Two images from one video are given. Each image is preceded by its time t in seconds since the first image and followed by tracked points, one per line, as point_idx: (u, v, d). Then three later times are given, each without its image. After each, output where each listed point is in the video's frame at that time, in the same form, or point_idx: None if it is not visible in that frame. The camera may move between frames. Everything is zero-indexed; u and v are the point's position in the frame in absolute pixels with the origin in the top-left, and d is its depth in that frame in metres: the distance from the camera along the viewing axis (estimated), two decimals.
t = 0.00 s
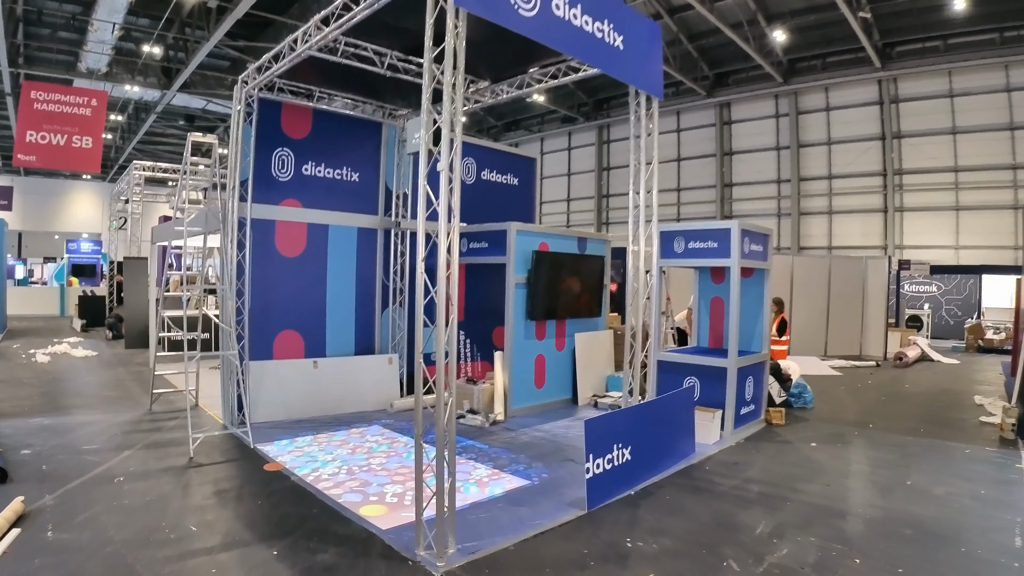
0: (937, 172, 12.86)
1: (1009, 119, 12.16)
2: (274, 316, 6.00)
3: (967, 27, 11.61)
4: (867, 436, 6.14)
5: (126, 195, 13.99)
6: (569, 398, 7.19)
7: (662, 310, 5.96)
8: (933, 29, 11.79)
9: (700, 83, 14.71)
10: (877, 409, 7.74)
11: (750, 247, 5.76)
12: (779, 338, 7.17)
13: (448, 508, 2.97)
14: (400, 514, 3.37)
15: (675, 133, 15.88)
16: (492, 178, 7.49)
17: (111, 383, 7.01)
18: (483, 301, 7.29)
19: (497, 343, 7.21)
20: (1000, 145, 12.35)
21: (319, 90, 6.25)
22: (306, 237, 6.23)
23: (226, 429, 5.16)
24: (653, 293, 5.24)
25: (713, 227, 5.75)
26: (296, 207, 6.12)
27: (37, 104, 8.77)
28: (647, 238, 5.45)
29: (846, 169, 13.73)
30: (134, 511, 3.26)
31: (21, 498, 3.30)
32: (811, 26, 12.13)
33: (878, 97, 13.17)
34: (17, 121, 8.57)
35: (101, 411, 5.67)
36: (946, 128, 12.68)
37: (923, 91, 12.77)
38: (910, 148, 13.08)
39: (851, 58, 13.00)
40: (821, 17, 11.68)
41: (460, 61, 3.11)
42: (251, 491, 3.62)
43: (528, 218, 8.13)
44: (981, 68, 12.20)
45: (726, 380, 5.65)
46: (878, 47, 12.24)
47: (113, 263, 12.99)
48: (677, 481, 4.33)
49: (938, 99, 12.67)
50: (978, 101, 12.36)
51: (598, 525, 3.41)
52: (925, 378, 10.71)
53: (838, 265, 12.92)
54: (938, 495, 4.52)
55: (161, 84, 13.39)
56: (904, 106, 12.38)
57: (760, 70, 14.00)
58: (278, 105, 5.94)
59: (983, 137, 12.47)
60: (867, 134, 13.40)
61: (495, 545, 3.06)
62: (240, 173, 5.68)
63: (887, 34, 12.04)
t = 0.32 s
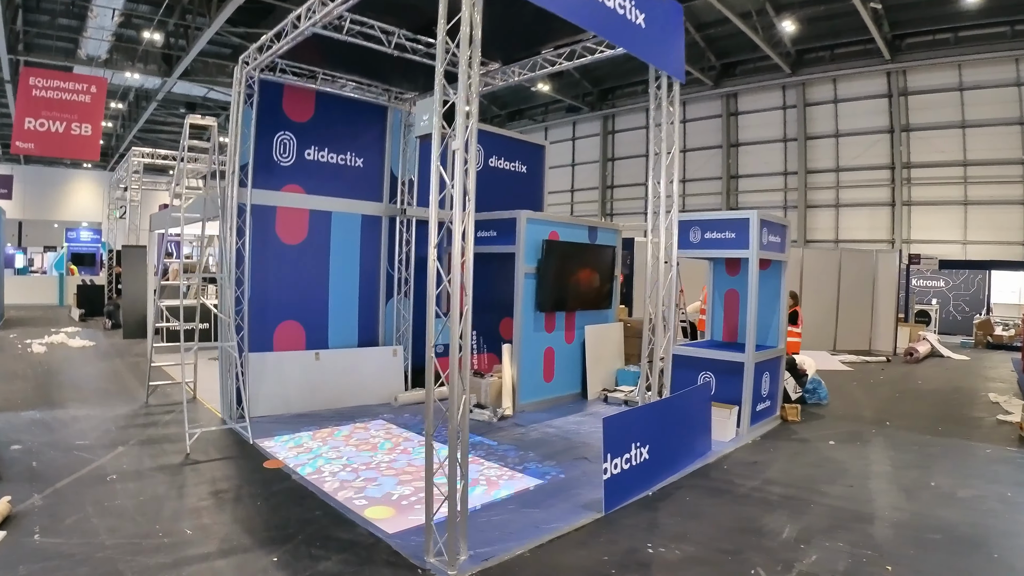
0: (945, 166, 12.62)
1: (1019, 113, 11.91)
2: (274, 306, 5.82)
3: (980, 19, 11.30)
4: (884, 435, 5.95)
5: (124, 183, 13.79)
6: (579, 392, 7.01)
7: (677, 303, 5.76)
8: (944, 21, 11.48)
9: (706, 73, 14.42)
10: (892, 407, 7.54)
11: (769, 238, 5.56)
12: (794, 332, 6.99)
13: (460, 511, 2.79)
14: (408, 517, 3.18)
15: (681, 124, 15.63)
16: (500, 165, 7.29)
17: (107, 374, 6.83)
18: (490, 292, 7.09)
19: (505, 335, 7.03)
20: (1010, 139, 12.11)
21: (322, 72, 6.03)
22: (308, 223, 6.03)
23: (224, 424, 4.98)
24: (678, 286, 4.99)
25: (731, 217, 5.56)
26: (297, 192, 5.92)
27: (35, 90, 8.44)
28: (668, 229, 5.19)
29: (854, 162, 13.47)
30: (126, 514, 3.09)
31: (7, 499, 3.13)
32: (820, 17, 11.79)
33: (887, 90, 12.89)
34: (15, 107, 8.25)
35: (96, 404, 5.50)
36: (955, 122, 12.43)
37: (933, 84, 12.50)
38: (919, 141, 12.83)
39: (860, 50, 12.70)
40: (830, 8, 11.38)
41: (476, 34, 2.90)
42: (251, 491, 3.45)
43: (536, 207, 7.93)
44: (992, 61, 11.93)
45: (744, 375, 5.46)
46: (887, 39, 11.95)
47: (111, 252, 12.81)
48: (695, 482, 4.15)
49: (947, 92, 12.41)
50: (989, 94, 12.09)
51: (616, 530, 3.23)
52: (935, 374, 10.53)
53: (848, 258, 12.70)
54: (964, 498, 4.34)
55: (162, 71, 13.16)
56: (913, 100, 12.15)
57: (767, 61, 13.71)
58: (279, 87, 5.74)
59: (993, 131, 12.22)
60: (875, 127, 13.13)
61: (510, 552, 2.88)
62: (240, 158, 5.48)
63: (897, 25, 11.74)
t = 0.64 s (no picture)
0: (948, 161, 12.44)
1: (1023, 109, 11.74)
2: (270, 293, 5.64)
3: (987, 13, 11.08)
4: (895, 432, 5.81)
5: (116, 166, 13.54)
6: (582, 384, 6.85)
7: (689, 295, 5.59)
8: (951, 15, 11.25)
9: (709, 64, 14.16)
10: (900, 403, 7.40)
11: (783, 229, 5.39)
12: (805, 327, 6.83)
13: (470, 513, 2.62)
14: (411, 517, 3.02)
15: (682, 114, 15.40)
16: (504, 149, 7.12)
17: (97, 362, 6.65)
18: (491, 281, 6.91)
19: (507, 325, 6.89)
20: (1013, 135, 11.94)
21: (323, 50, 5.80)
22: (306, 207, 5.82)
23: (218, 416, 4.80)
24: (692, 277, 4.79)
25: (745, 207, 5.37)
26: (295, 175, 5.72)
27: (28, 71, 8.11)
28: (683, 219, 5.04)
29: (857, 155, 13.26)
30: (113, 513, 2.91)
31: None
32: (825, 9, 11.50)
33: (891, 83, 12.68)
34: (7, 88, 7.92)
35: (85, 393, 5.32)
36: (959, 117, 12.24)
37: (937, 78, 12.29)
38: (922, 135, 12.64)
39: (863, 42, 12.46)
40: None
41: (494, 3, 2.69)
42: (245, 488, 3.27)
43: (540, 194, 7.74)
44: (997, 56, 11.73)
45: (755, 370, 5.30)
46: (893, 32, 11.72)
47: (104, 237, 12.60)
48: (708, 481, 3.99)
49: (951, 87, 12.21)
50: (994, 90, 11.90)
51: (630, 532, 3.08)
52: (938, 370, 10.42)
53: (851, 252, 12.53)
54: (984, 499, 4.20)
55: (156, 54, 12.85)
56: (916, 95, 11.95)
57: (770, 52, 13.47)
58: (277, 65, 5.53)
59: (997, 127, 12.04)
60: (878, 121, 12.93)
61: (521, 557, 2.73)
62: (235, 139, 5.28)
63: (903, 17, 11.50)
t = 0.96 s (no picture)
0: (943, 153, 12.32)
1: (1019, 102, 11.64)
2: (257, 281, 5.42)
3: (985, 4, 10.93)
4: (899, 428, 5.69)
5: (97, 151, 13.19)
6: (581, 376, 6.69)
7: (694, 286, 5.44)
8: (948, 5, 11.09)
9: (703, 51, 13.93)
10: (901, 398, 7.28)
11: (790, 218, 5.23)
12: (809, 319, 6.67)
13: (475, 521, 2.45)
14: (411, 523, 2.85)
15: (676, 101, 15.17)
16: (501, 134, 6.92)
17: (77, 353, 6.41)
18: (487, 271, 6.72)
19: (502, 314, 6.72)
20: (1008, 129, 11.84)
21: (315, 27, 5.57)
22: (295, 192, 5.60)
23: (204, 411, 4.60)
24: (697, 265, 4.65)
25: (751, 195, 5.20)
26: (284, 159, 5.50)
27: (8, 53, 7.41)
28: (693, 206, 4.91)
29: (851, 146, 13.07)
30: (90, 521, 2.72)
31: None
32: None
33: (885, 74, 12.52)
34: None
35: (64, 387, 5.10)
36: (954, 108, 12.12)
37: (932, 69, 12.15)
38: (916, 127, 12.48)
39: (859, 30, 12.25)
40: None
41: None
42: (233, 492, 3.08)
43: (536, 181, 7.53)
44: (993, 48, 11.60)
45: (760, 363, 5.15)
46: (889, 21, 11.54)
47: (86, 223, 12.30)
48: (716, 481, 3.84)
49: (947, 78, 12.08)
50: (989, 82, 11.79)
51: (642, 538, 2.92)
52: (933, 363, 10.37)
53: (847, 243, 12.39)
54: (998, 499, 4.08)
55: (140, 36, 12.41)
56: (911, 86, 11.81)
57: (765, 40, 13.22)
58: (266, 43, 5.30)
59: (991, 119, 11.94)
60: (872, 111, 12.77)
61: (529, 567, 2.57)
62: (221, 121, 5.04)
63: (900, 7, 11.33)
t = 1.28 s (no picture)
0: (953, 132, 11.98)
1: None
2: (258, 261, 5.25)
3: None
4: (917, 412, 5.53)
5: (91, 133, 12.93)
6: (592, 358, 6.53)
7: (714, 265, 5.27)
8: None
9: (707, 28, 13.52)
10: (916, 380, 7.11)
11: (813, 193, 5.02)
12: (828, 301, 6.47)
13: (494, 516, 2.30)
14: (422, 518, 2.69)
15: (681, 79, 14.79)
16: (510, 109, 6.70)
17: (74, 339, 6.27)
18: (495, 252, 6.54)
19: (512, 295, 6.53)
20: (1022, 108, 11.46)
21: None
22: (296, 169, 5.40)
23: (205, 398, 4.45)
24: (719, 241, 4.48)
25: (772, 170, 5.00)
26: (284, 134, 5.29)
27: None
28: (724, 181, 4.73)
29: (860, 124, 12.71)
30: (81, 520, 2.58)
31: None
32: None
33: (895, 51, 12.13)
34: None
35: (59, 374, 4.97)
36: (964, 87, 11.76)
37: (943, 46, 11.75)
38: (925, 106, 12.14)
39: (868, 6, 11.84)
40: None
41: None
42: (232, 487, 2.94)
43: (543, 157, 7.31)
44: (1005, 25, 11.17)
45: (782, 343, 4.98)
46: None
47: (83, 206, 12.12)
48: (736, 469, 3.69)
49: (958, 56, 11.70)
50: (1001, 60, 11.39)
51: (662, 533, 2.77)
52: (943, 345, 10.19)
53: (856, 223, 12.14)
54: None
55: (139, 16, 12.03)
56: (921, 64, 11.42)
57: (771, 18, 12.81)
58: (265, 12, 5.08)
59: (1004, 99, 11.56)
60: (881, 89, 12.39)
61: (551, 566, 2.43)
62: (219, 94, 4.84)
63: None
